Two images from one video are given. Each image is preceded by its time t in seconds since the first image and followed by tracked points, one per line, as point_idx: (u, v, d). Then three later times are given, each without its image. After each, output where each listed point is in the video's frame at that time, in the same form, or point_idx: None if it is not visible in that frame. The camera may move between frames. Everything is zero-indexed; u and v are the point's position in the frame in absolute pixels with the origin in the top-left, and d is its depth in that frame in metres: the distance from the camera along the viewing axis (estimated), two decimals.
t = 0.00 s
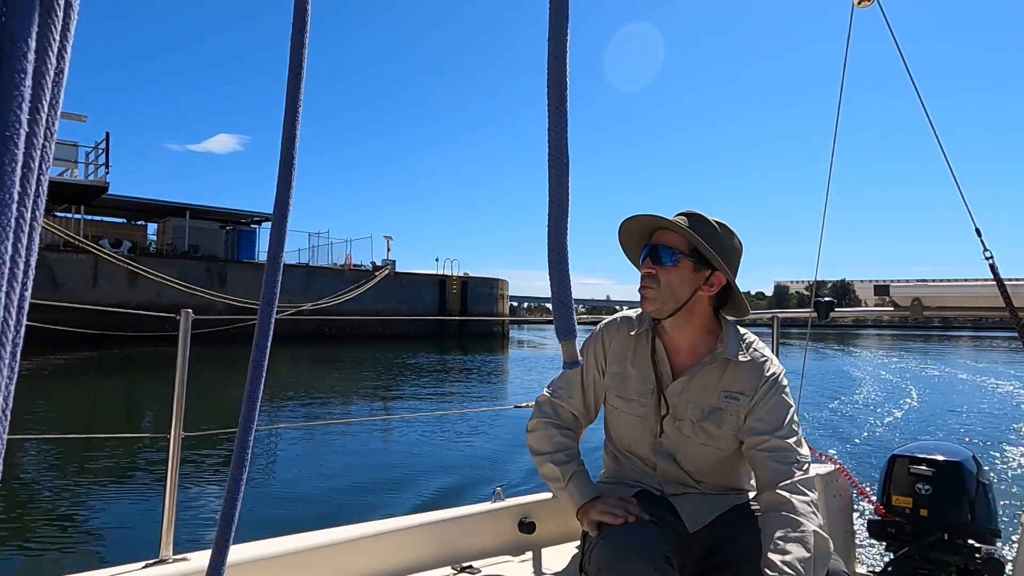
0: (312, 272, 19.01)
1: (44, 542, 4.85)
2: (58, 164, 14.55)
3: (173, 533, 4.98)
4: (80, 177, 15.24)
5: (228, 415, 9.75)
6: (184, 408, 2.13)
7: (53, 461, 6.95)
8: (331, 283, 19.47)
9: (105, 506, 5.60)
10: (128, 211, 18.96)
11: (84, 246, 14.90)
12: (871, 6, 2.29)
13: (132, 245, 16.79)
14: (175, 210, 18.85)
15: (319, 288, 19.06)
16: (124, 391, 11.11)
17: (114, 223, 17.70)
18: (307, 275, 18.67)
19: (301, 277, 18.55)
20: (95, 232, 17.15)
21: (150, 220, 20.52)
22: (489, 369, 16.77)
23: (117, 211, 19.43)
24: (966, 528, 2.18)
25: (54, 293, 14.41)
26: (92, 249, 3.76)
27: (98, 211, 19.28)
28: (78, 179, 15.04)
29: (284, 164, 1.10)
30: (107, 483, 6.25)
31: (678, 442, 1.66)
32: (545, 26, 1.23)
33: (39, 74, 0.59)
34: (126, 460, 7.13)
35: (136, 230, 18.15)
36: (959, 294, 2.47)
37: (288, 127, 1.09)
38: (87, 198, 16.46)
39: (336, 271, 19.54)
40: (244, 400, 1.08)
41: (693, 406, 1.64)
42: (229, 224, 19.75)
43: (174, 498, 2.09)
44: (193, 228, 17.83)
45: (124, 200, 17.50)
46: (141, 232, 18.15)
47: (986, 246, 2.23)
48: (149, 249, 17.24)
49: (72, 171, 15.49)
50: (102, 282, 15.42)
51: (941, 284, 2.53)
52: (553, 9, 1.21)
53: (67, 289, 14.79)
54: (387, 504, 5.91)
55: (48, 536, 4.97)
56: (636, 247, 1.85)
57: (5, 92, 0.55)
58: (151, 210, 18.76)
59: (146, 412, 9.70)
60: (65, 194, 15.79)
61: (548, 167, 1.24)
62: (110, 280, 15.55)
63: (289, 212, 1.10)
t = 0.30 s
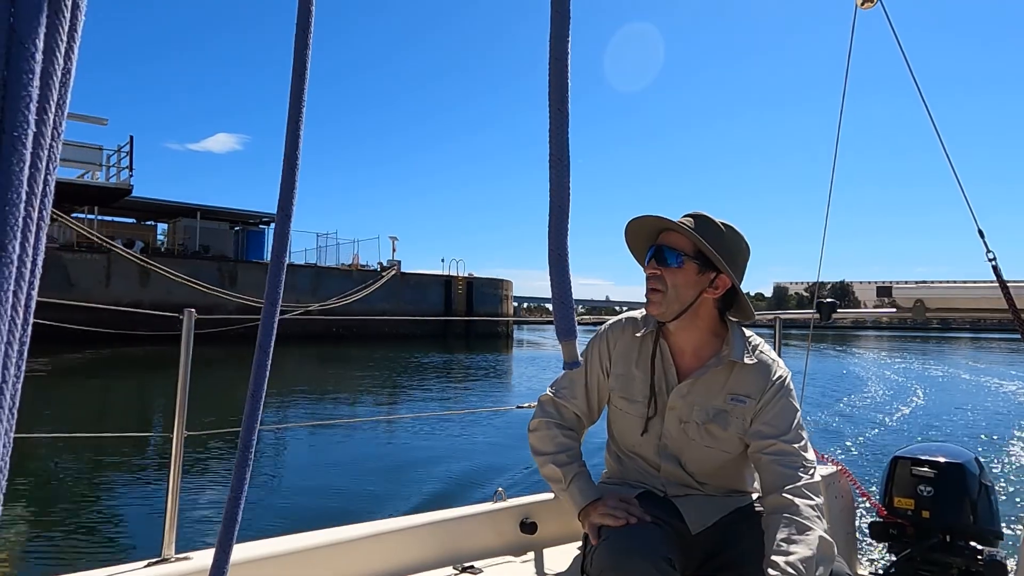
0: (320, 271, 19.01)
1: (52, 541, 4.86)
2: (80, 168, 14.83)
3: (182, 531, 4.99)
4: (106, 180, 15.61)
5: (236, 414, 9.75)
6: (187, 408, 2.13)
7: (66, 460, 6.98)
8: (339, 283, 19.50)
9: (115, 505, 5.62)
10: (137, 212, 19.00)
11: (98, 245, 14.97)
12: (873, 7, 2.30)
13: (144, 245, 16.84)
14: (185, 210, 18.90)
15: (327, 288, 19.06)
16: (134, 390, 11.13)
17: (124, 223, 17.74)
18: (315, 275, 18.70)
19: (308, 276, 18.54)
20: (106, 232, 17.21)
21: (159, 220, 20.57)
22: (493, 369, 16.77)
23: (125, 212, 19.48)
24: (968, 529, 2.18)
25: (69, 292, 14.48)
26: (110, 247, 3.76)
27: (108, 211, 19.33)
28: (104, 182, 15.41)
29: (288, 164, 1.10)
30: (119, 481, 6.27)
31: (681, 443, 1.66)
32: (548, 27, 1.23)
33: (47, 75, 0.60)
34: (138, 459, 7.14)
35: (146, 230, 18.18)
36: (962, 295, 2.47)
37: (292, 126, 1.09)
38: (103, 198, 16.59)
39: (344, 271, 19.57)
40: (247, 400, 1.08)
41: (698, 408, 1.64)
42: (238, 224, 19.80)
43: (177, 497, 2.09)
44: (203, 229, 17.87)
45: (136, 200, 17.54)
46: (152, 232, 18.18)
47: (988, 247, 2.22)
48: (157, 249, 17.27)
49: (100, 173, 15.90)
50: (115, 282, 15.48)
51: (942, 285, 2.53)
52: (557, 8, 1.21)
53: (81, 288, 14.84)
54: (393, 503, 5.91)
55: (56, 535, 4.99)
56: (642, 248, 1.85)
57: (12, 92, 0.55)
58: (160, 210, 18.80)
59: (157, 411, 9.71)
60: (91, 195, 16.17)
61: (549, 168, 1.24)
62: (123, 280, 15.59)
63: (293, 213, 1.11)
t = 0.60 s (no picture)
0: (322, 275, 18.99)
1: (49, 540, 4.84)
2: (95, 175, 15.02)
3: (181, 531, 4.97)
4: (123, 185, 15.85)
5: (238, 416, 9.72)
6: (183, 413, 2.13)
7: (73, 462, 6.97)
8: (341, 287, 19.50)
9: (119, 506, 5.61)
10: (141, 215, 19.00)
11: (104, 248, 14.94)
12: (870, 14, 2.31)
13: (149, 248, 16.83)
14: (189, 214, 18.91)
15: (330, 292, 19.04)
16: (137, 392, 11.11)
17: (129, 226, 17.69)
18: (318, 279, 18.71)
19: (309, 280, 18.53)
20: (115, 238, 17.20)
21: (162, 223, 20.57)
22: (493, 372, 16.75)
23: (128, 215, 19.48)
24: (965, 535, 2.18)
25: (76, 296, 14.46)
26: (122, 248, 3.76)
27: (112, 216, 19.32)
28: (122, 188, 15.65)
29: (287, 169, 1.11)
30: (123, 483, 6.26)
31: (678, 448, 1.66)
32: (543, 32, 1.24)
33: (48, 80, 0.60)
34: (143, 461, 7.12)
35: (150, 234, 18.16)
36: (959, 301, 2.48)
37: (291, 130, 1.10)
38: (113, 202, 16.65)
39: (346, 275, 19.57)
40: (245, 404, 1.09)
41: (695, 414, 1.64)
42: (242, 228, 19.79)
43: (174, 501, 2.09)
44: (207, 232, 17.86)
45: (145, 205, 17.53)
46: (156, 236, 18.17)
47: (984, 254, 2.23)
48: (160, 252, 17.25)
49: (120, 179, 16.21)
50: (122, 285, 15.44)
51: (939, 291, 2.53)
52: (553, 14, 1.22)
53: (88, 291, 14.79)
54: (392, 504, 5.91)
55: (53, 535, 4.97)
56: (640, 253, 1.86)
57: (14, 96, 0.56)
58: (163, 213, 18.80)
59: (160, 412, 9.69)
60: (112, 201, 16.47)
61: (536, 175, 1.25)
62: (131, 283, 15.52)
63: (291, 219, 1.11)
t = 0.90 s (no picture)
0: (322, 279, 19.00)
1: (45, 547, 4.83)
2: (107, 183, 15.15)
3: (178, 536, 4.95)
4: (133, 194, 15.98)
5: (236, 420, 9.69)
6: (176, 419, 2.12)
7: (73, 467, 6.95)
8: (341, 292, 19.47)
9: (118, 513, 5.61)
10: (142, 221, 18.96)
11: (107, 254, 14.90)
12: (859, 19, 2.33)
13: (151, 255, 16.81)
14: (190, 220, 18.89)
15: (330, 296, 19.02)
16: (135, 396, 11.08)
17: (129, 232, 17.64)
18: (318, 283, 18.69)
19: (311, 284, 18.53)
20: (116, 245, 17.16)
21: (161, 229, 20.55)
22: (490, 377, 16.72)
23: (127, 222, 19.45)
24: (957, 538, 2.19)
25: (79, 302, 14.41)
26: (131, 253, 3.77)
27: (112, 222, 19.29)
28: (133, 196, 15.80)
29: (278, 177, 1.11)
30: (122, 489, 6.25)
31: (670, 453, 1.67)
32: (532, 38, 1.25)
33: (36, 93, 0.60)
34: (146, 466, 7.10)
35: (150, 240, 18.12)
36: (950, 304, 2.49)
37: (283, 140, 1.10)
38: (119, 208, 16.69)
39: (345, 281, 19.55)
40: (237, 411, 1.09)
41: (687, 418, 1.65)
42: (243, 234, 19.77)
43: (167, 508, 2.08)
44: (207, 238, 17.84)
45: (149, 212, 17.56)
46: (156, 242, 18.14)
47: (974, 258, 2.25)
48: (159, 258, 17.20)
49: (130, 187, 16.35)
50: (125, 291, 15.38)
51: (931, 294, 2.55)
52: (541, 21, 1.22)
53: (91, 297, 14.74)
54: (387, 508, 5.90)
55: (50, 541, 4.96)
56: (635, 253, 1.83)
57: (2, 108, 0.56)
58: (163, 219, 18.78)
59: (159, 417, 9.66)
60: (123, 208, 16.63)
61: (523, 182, 1.26)
62: (133, 289, 15.47)
63: (282, 226, 1.11)
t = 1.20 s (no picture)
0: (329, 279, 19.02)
1: (49, 544, 4.82)
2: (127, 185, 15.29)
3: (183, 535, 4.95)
4: (151, 197, 16.08)
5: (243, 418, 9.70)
6: (178, 418, 2.12)
7: (80, 466, 6.96)
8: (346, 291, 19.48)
9: (123, 512, 5.61)
10: (150, 222, 19.00)
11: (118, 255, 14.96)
12: (861, 16, 2.32)
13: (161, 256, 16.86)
14: (199, 220, 18.94)
15: (336, 296, 19.02)
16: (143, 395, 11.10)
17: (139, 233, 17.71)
18: (324, 282, 18.70)
19: (319, 284, 18.54)
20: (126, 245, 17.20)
21: (169, 229, 20.60)
22: (493, 374, 16.71)
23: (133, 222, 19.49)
24: (960, 535, 2.19)
25: (91, 302, 14.48)
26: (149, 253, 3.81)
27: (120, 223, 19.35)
28: (151, 198, 15.94)
29: (279, 175, 1.11)
30: (128, 488, 6.26)
31: (674, 451, 1.66)
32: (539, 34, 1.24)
33: (39, 89, 0.60)
34: (154, 465, 7.12)
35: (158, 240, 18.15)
36: (953, 300, 2.48)
37: (284, 140, 1.10)
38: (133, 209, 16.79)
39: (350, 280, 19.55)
40: (240, 408, 1.08)
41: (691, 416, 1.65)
42: (249, 233, 19.80)
43: (169, 506, 2.08)
44: (216, 238, 17.88)
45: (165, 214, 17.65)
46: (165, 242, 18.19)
47: (978, 255, 2.24)
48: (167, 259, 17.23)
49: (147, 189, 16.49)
50: (135, 291, 15.42)
51: (935, 291, 2.53)
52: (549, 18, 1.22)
53: (102, 298, 14.79)
54: (392, 505, 5.90)
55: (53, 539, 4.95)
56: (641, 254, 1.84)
57: (5, 102, 0.56)
58: (171, 220, 18.83)
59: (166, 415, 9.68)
60: (141, 210, 16.84)
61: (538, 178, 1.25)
62: (143, 289, 15.51)
63: (286, 223, 1.11)
